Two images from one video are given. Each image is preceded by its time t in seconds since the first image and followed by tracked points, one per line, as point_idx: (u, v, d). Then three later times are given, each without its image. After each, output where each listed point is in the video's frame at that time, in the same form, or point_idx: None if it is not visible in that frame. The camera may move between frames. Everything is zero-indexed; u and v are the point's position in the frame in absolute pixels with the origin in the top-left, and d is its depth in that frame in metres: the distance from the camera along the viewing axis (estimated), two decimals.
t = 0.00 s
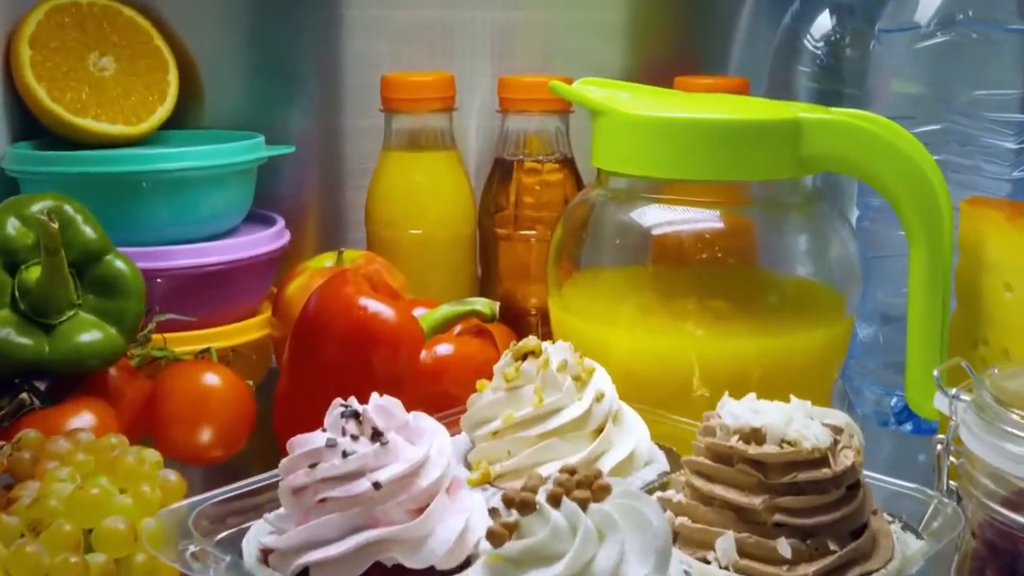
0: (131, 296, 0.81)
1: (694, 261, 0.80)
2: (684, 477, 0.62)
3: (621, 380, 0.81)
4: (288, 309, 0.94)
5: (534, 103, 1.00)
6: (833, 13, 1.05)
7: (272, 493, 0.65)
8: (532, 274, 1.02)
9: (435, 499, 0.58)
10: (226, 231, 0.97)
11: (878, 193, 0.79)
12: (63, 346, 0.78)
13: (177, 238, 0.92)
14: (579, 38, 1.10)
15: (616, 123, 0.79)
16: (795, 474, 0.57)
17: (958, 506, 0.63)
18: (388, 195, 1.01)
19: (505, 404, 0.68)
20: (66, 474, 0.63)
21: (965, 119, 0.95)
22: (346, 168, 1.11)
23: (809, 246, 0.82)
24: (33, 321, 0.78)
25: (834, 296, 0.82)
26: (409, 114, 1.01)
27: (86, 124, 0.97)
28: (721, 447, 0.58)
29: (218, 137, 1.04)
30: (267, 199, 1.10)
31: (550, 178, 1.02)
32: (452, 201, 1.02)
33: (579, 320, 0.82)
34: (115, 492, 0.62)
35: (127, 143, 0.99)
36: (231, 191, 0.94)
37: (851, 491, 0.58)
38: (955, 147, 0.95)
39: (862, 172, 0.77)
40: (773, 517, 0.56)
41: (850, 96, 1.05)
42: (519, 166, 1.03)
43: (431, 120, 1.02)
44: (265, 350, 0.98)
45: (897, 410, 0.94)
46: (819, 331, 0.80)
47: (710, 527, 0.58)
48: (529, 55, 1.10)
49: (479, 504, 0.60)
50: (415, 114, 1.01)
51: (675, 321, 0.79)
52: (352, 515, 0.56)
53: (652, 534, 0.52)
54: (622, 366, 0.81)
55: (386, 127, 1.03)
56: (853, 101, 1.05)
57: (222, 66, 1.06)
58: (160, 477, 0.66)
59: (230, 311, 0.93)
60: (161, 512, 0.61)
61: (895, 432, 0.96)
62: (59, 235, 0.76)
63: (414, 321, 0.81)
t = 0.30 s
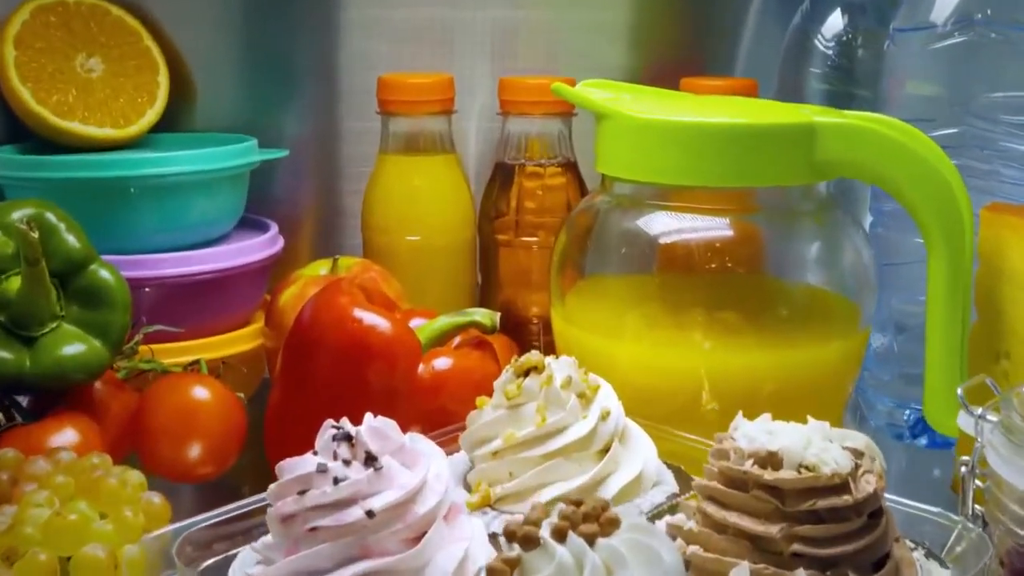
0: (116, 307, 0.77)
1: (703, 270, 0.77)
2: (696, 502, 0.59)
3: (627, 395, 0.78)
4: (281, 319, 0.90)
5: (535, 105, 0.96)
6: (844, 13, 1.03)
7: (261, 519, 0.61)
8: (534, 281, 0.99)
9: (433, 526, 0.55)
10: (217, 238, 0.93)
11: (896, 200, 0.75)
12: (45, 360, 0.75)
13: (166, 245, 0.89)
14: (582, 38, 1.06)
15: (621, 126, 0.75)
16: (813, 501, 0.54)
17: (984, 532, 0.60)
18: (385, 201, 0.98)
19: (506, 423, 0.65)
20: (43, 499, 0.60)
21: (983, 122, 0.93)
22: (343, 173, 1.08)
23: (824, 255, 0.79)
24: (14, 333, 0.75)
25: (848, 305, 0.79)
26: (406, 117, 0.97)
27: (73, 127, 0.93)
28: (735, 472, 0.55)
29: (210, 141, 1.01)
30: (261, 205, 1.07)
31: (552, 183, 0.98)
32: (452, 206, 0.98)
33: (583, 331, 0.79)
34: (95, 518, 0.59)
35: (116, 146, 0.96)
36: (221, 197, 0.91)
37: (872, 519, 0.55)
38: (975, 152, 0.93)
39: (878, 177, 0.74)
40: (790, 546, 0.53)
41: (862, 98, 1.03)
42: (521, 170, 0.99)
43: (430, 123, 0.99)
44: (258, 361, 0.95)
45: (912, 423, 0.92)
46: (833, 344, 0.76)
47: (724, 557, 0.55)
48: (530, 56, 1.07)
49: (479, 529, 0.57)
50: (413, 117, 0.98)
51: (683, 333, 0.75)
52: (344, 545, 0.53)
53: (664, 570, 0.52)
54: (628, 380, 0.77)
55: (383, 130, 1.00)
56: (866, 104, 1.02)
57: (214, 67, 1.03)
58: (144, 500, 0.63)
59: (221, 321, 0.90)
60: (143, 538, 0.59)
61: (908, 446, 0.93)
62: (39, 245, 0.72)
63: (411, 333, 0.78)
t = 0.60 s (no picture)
0: (100, 317, 0.74)
1: (712, 280, 0.74)
2: (707, 526, 0.56)
3: (632, 409, 0.75)
4: (275, 328, 0.88)
5: (536, 108, 0.93)
6: (856, 12, 0.99)
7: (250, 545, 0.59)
8: (536, 289, 0.96)
9: (430, 555, 0.52)
10: (209, 244, 0.90)
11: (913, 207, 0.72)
12: (26, 374, 0.72)
13: (156, 253, 0.86)
14: (585, 39, 1.03)
15: (626, 130, 0.72)
16: (834, 530, 0.51)
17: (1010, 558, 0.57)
18: (381, 206, 0.95)
19: (507, 442, 0.62)
20: (19, 523, 0.57)
21: (1004, 126, 0.92)
22: (339, 176, 1.05)
23: (839, 265, 0.75)
24: None
25: (863, 316, 0.75)
26: (404, 119, 0.94)
27: (59, 129, 0.90)
28: (750, 497, 0.52)
29: (201, 143, 0.97)
30: (254, 209, 1.04)
31: (554, 187, 0.95)
32: (450, 211, 0.95)
33: (587, 343, 0.76)
34: (74, 544, 0.58)
35: (104, 149, 0.93)
36: (213, 203, 0.88)
37: (895, 548, 0.52)
38: (994, 155, 0.92)
39: (895, 183, 0.71)
40: None
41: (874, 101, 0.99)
42: (522, 174, 0.96)
43: (428, 126, 0.96)
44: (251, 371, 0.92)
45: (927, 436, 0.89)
46: (847, 357, 0.73)
47: None
48: (532, 56, 1.04)
49: (479, 558, 0.54)
50: (410, 120, 0.95)
51: (691, 346, 0.72)
52: None
53: None
54: (633, 394, 0.74)
55: (380, 133, 0.97)
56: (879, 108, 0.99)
57: (205, 68, 1.00)
58: (128, 525, 0.61)
59: (211, 332, 0.87)
60: (126, 565, 0.57)
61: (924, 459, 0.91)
62: (15, 255, 0.70)
63: (409, 346, 0.75)
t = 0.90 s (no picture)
0: (85, 328, 0.72)
1: (721, 291, 0.71)
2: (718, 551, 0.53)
3: (638, 423, 0.72)
4: (268, 339, 0.85)
5: (538, 110, 0.90)
6: (868, 11, 0.96)
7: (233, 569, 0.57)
8: (537, 296, 0.94)
9: None
10: (200, 251, 0.88)
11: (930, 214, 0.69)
12: (8, 387, 0.69)
13: (146, 260, 0.83)
14: (588, 39, 1.01)
15: (632, 134, 0.69)
16: (854, 559, 0.48)
17: None
18: (377, 212, 0.92)
19: (509, 462, 0.59)
20: None
21: None
22: (336, 180, 1.02)
23: (854, 276, 0.72)
24: None
25: (878, 328, 0.73)
26: (401, 121, 0.92)
27: (44, 132, 0.87)
28: (766, 523, 0.49)
29: (193, 146, 0.95)
30: (248, 214, 1.01)
31: (556, 191, 0.93)
32: (449, 217, 0.92)
33: (591, 355, 0.73)
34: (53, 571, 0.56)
35: (92, 153, 0.90)
36: (205, 208, 0.85)
37: None
38: (1015, 160, 0.91)
39: (912, 190, 0.68)
40: None
41: (886, 104, 0.97)
42: (523, 178, 0.93)
43: (426, 128, 0.94)
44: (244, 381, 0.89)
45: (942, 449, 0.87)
46: (861, 370, 0.70)
47: None
48: (535, 57, 1.01)
49: None
50: (408, 122, 0.92)
51: (698, 360, 0.69)
52: None
53: None
54: (639, 408, 0.71)
55: (377, 136, 0.94)
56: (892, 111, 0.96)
57: (198, 69, 0.97)
58: (111, 549, 0.60)
59: (202, 342, 0.84)
60: None
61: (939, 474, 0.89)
62: None
63: (406, 359, 0.72)
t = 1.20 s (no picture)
0: (70, 340, 0.69)
1: (731, 301, 0.68)
2: None
3: (644, 438, 0.69)
4: (260, 349, 0.82)
5: (539, 112, 0.88)
6: (879, 10, 0.94)
7: None
8: (538, 304, 0.91)
9: None
10: (192, 257, 0.85)
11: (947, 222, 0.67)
12: None
13: (135, 267, 0.81)
14: (590, 39, 0.98)
15: (638, 137, 0.67)
16: None
17: None
18: (374, 217, 0.90)
19: (509, 481, 0.57)
20: None
21: None
22: (333, 184, 0.99)
23: (867, 284, 0.70)
24: None
25: (893, 338, 0.70)
26: (400, 124, 0.89)
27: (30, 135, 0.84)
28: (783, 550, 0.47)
29: (184, 149, 0.92)
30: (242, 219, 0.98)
31: (558, 196, 0.90)
32: (448, 222, 0.90)
33: (594, 367, 0.70)
34: None
35: (81, 156, 0.88)
36: (196, 213, 0.83)
37: None
38: None
39: (928, 197, 0.65)
40: None
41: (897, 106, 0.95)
42: (524, 182, 0.91)
43: (425, 131, 0.91)
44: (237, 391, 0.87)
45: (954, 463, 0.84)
46: (874, 386, 0.68)
47: None
48: (536, 57, 0.98)
49: None
50: (407, 125, 0.90)
51: (706, 375, 0.67)
52: None
53: None
54: (645, 423, 0.69)
55: (373, 139, 0.92)
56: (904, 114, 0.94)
57: (190, 70, 0.94)
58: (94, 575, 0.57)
59: (193, 351, 0.82)
60: None
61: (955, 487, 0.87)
62: None
63: (403, 371, 0.69)
